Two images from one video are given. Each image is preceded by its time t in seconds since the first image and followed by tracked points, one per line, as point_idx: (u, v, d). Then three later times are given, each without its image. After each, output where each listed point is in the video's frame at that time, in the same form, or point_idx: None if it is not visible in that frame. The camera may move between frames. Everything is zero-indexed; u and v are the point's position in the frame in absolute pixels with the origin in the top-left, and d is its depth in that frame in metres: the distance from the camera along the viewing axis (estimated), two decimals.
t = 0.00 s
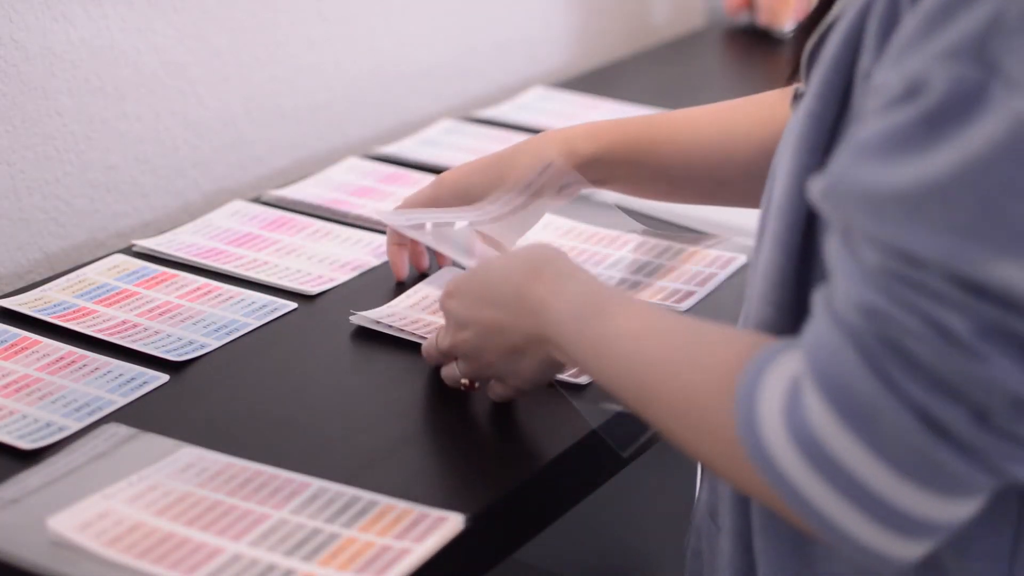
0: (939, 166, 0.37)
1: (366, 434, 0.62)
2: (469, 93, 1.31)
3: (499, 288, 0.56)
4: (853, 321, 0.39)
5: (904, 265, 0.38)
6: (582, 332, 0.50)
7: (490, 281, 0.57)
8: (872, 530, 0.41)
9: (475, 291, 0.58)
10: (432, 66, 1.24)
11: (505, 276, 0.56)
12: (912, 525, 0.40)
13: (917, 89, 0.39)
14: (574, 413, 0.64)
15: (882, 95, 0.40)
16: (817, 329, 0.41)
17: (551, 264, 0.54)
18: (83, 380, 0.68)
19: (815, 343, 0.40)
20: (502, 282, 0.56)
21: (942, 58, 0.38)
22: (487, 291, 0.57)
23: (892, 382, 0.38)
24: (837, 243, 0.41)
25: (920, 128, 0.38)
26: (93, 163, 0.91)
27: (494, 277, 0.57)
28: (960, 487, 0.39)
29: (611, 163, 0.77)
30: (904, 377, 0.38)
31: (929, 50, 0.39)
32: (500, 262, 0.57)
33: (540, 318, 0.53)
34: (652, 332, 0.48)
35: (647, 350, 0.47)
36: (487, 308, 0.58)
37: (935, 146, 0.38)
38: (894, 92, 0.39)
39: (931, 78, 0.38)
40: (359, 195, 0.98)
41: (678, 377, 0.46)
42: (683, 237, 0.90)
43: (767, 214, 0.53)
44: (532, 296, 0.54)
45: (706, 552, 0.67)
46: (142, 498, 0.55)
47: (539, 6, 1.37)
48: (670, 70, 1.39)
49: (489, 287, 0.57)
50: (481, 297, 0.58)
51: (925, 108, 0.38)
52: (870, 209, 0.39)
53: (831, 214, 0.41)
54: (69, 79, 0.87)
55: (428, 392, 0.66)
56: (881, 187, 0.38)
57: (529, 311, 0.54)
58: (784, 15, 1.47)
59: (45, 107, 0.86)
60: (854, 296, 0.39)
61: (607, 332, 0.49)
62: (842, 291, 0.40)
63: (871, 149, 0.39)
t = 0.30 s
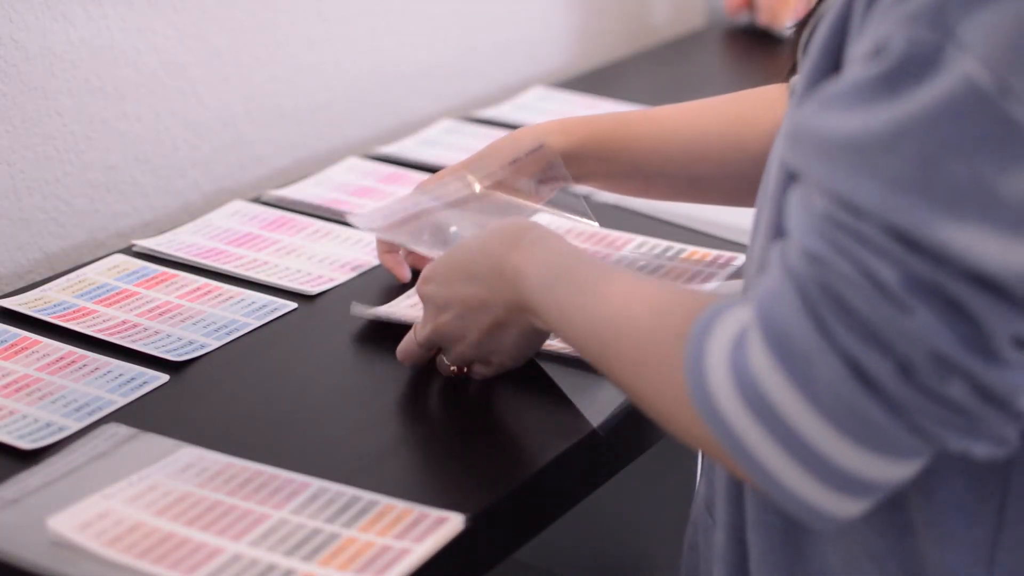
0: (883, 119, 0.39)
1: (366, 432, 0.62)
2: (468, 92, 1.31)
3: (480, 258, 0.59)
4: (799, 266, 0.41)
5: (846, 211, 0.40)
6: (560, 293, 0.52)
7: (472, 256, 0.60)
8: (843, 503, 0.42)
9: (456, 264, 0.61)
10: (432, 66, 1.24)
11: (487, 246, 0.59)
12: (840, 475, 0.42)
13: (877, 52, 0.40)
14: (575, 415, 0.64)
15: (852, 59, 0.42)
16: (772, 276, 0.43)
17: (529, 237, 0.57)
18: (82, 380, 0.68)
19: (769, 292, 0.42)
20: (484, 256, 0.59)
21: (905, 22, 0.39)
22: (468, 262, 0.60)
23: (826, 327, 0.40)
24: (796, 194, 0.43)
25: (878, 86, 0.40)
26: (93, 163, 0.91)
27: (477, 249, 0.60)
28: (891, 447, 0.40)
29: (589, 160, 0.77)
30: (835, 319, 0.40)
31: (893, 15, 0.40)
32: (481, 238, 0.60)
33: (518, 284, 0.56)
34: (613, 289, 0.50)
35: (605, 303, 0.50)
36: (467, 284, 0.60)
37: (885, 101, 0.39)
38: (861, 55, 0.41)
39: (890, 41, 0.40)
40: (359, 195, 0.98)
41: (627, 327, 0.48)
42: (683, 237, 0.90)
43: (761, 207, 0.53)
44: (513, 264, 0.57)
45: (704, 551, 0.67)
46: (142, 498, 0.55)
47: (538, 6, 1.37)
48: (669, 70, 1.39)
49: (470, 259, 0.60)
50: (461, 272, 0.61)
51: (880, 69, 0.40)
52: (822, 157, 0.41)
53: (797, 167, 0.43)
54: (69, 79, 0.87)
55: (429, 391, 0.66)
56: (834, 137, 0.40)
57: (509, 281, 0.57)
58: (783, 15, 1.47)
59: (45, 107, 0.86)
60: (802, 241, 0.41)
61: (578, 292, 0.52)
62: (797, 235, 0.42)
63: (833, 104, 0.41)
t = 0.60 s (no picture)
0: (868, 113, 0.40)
1: (365, 433, 0.62)
2: (468, 93, 1.31)
3: (481, 264, 0.60)
4: (788, 257, 0.41)
5: (834, 203, 0.41)
6: (558, 291, 0.53)
7: (472, 261, 0.60)
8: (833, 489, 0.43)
9: (455, 267, 0.62)
10: (432, 66, 1.24)
11: (488, 251, 0.60)
12: (829, 465, 0.43)
13: (871, 47, 0.41)
14: (573, 416, 0.64)
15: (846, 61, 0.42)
16: (765, 267, 0.44)
17: (535, 245, 0.58)
18: (83, 380, 0.68)
19: (761, 286, 0.43)
20: (483, 261, 0.60)
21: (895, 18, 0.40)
22: (467, 267, 0.61)
23: (815, 317, 0.41)
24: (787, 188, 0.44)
25: (869, 80, 0.41)
26: (93, 162, 0.91)
27: (475, 254, 0.61)
28: (881, 438, 0.41)
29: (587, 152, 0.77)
30: (825, 313, 0.40)
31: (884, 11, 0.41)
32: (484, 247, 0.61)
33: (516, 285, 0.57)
34: (615, 284, 0.52)
35: (604, 295, 0.52)
36: (463, 287, 0.60)
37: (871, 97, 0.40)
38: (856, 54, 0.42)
39: (880, 35, 0.41)
40: (359, 195, 0.98)
41: (635, 325, 0.49)
42: (682, 237, 0.90)
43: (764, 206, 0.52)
44: (513, 267, 0.57)
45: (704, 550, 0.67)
46: (142, 498, 0.55)
47: (538, 6, 1.37)
48: (669, 70, 1.39)
49: (470, 263, 0.60)
50: (457, 277, 0.61)
51: (874, 64, 0.41)
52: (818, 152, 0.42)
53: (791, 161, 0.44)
54: (69, 79, 0.87)
55: (427, 391, 0.66)
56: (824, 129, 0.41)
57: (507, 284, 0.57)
58: (784, 15, 1.47)
59: (45, 107, 0.86)
60: (790, 233, 0.42)
61: (577, 289, 0.53)
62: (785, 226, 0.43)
63: (824, 99, 0.42)
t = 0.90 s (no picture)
0: (948, 167, 0.37)
1: (367, 433, 0.62)
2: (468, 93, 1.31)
3: (487, 247, 0.53)
4: (871, 320, 0.38)
5: (919, 264, 0.38)
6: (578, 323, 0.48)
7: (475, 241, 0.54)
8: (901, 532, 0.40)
9: (455, 245, 0.55)
10: (432, 67, 1.25)
11: (491, 236, 0.54)
12: (932, 518, 0.40)
13: (916, 91, 0.38)
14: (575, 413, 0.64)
15: (876, 98, 0.40)
16: (821, 324, 0.41)
17: (541, 246, 0.53)
18: (82, 380, 0.68)
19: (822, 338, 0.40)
20: (486, 242, 0.54)
21: (942, 56, 0.38)
22: (468, 248, 0.54)
23: (915, 378, 0.38)
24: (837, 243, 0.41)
25: (922, 129, 0.38)
26: (93, 163, 0.91)
27: (476, 235, 0.54)
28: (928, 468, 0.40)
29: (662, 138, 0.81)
30: (926, 373, 0.38)
31: (927, 46, 0.38)
32: (484, 225, 0.55)
33: (514, 287, 0.51)
34: (650, 319, 0.48)
35: (645, 337, 0.47)
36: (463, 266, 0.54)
37: (943, 146, 0.38)
38: (888, 92, 0.39)
39: (928, 76, 0.38)
40: (359, 195, 0.98)
41: (679, 375, 0.45)
42: (682, 237, 0.90)
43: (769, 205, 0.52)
44: (517, 268, 0.52)
45: (704, 551, 0.67)
46: (141, 498, 0.55)
47: (538, 7, 1.37)
48: (669, 70, 1.39)
49: (473, 243, 0.54)
50: (456, 254, 0.55)
51: (925, 110, 0.38)
52: (874, 208, 0.38)
53: (833, 211, 0.41)
54: (69, 79, 0.87)
55: (428, 392, 0.66)
56: (887, 187, 0.38)
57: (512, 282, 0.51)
58: (784, 15, 1.47)
59: (45, 107, 0.86)
60: (865, 296, 0.38)
61: (601, 323, 0.48)
62: (851, 285, 0.39)
63: (869, 146, 0.39)
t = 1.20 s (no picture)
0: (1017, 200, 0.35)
1: (368, 434, 0.62)
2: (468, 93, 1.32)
3: (467, 237, 0.50)
4: (936, 352, 0.36)
5: (988, 301, 0.35)
6: (583, 322, 0.45)
7: (450, 235, 0.51)
8: (948, 557, 0.38)
9: (427, 234, 0.52)
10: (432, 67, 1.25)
11: (469, 225, 0.51)
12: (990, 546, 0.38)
13: (968, 117, 0.36)
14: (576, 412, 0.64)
15: (916, 126, 0.37)
16: (871, 359, 0.38)
17: (529, 229, 0.50)
18: (82, 380, 0.68)
19: (873, 369, 0.38)
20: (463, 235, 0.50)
21: (987, 81, 0.35)
22: (445, 237, 0.51)
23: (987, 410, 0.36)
24: (879, 276, 0.39)
25: (978, 160, 0.36)
26: (93, 163, 0.91)
27: (456, 224, 0.51)
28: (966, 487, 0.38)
29: (632, 64, 0.84)
30: (998, 403, 0.36)
31: (968, 69, 0.36)
32: (463, 215, 0.52)
33: (506, 282, 0.48)
34: (672, 322, 0.45)
35: (670, 343, 0.44)
36: (437, 261, 0.51)
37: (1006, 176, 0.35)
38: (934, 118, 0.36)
39: (983, 101, 0.35)
40: (359, 195, 0.98)
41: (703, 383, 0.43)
42: (681, 237, 0.90)
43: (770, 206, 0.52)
44: (510, 263, 0.48)
45: (704, 552, 0.67)
46: (142, 498, 0.55)
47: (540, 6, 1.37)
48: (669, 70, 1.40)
49: (450, 231, 0.51)
50: (432, 244, 0.52)
51: (979, 138, 0.35)
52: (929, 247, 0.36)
53: (881, 249, 0.38)
54: (68, 79, 0.87)
55: (430, 392, 0.66)
56: (949, 226, 0.35)
57: (502, 278, 0.48)
58: (783, 15, 1.47)
59: (45, 107, 0.86)
60: (927, 332, 0.36)
61: (612, 320, 0.45)
62: (904, 320, 0.37)
63: (919, 181, 0.37)
